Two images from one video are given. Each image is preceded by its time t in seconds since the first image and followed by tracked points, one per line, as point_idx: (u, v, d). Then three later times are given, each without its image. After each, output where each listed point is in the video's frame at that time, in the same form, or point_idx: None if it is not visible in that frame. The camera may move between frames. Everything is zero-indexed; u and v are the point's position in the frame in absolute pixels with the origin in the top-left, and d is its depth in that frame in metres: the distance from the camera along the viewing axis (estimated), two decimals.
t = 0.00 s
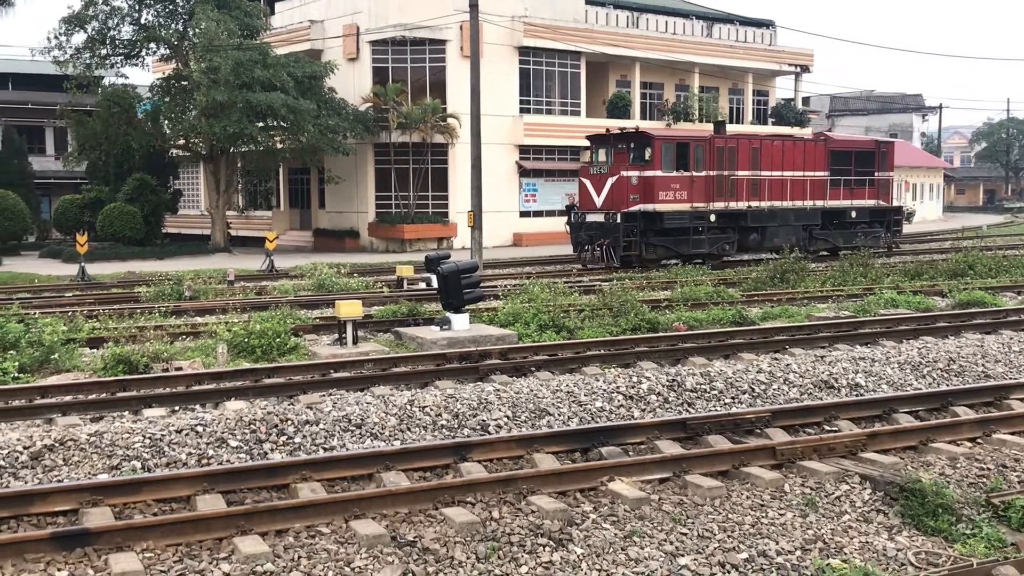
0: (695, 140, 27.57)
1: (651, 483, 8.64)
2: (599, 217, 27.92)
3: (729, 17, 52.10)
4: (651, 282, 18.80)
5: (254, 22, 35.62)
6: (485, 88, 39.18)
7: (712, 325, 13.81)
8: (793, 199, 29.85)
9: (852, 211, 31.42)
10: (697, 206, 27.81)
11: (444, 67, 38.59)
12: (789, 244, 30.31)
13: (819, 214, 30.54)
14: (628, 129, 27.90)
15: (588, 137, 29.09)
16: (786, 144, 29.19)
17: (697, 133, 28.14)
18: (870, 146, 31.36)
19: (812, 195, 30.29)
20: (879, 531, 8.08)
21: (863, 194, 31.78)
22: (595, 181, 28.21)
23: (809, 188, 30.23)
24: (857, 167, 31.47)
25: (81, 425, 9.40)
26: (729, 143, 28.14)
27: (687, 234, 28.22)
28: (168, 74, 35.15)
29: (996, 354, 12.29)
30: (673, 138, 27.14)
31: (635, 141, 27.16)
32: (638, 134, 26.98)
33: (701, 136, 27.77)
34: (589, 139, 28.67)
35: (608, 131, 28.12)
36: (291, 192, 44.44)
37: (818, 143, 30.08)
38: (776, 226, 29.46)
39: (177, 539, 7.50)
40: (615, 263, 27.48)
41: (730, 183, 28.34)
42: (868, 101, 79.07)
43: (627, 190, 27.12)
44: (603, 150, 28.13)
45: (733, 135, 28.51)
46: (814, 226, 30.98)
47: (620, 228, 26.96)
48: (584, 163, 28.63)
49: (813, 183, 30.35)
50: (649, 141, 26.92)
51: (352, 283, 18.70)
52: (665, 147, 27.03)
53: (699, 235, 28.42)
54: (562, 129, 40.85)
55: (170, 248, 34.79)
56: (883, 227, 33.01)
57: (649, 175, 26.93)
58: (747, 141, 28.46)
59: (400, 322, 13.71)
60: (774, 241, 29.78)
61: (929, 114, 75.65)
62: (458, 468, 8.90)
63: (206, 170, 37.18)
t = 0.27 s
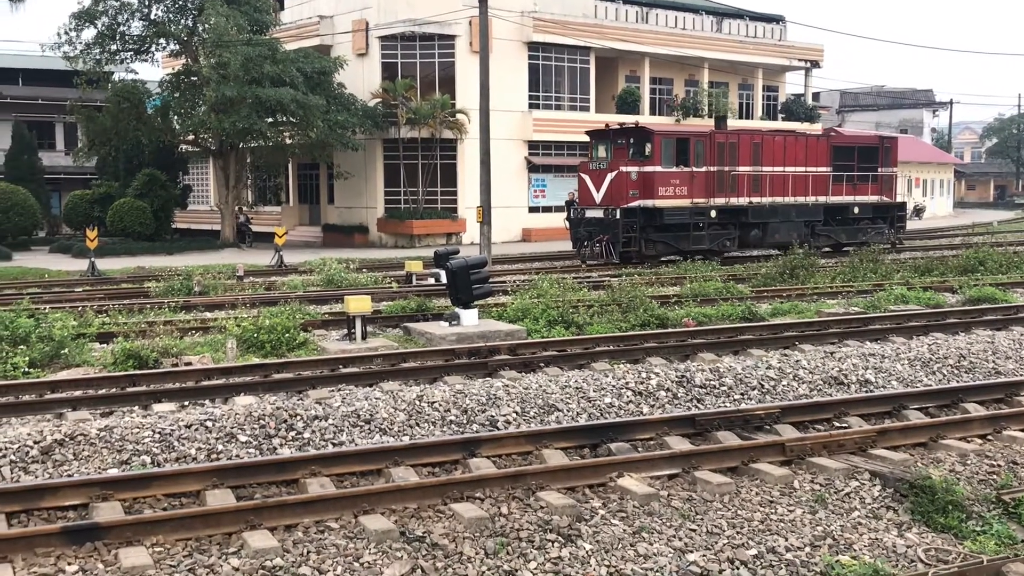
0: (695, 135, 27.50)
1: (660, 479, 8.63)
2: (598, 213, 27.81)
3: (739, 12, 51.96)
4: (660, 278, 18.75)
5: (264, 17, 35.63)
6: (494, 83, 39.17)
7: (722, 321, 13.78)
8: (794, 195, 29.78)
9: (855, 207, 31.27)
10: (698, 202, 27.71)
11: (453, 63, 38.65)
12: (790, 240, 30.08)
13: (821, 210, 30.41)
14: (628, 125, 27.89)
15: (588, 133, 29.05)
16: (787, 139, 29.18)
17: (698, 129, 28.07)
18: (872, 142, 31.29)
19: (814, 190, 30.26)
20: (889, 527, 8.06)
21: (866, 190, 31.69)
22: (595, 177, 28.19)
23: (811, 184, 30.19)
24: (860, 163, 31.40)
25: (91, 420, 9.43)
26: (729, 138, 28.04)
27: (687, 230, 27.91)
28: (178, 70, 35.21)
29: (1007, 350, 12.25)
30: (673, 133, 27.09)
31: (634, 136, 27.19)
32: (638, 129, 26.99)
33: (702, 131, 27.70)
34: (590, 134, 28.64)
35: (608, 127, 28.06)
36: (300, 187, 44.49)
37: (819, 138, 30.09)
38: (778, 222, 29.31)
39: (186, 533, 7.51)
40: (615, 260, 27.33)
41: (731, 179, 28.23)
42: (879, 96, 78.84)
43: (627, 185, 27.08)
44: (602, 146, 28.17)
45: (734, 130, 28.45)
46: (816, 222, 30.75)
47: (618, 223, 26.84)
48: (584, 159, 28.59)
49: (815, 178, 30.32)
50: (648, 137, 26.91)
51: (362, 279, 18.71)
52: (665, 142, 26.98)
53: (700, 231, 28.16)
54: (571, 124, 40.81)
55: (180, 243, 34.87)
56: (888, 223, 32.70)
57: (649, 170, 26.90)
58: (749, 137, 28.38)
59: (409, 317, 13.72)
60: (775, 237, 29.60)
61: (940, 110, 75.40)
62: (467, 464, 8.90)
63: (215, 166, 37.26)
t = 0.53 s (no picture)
0: (693, 132, 27.43)
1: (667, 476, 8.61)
2: (594, 210, 27.87)
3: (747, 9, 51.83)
4: (667, 275, 18.73)
5: (271, 13, 35.57)
6: (501, 80, 39.14)
7: (729, 318, 13.76)
8: (794, 192, 29.51)
9: (855, 204, 31.03)
10: (695, 199, 27.53)
11: (461, 59, 38.58)
12: (790, 238, 29.72)
13: (821, 208, 30.18)
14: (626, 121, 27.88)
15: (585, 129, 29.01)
16: (787, 136, 29.01)
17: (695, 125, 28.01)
18: (873, 138, 31.08)
19: (814, 187, 29.99)
20: (896, 526, 8.04)
21: (866, 187, 31.43)
22: (592, 174, 28.20)
23: (811, 181, 29.94)
24: (861, 160, 31.16)
25: (99, 415, 9.43)
26: (728, 134, 27.96)
27: (684, 228, 27.78)
28: (185, 66, 35.22)
29: (1015, 348, 12.21)
30: (670, 129, 27.03)
31: (631, 133, 27.17)
32: (635, 126, 26.97)
33: (699, 127, 27.65)
34: (587, 131, 28.64)
35: (606, 123, 28.07)
36: (308, 183, 44.53)
37: (819, 135, 29.89)
38: (777, 220, 29.10)
39: (193, 529, 7.52)
40: (612, 257, 27.38)
41: (729, 175, 28.13)
42: (886, 93, 78.61)
43: (624, 182, 27.06)
44: (600, 142, 28.15)
45: (733, 126, 28.35)
46: (816, 220, 30.48)
47: (615, 221, 26.90)
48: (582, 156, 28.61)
49: (816, 175, 30.06)
50: (646, 133, 26.88)
51: (369, 275, 18.71)
52: (662, 139, 26.93)
53: (697, 229, 28.02)
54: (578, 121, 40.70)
55: (189, 239, 34.90)
56: (887, 220, 32.60)
57: (645, 167, 26.86)
58: (747, 133, 28.27)
59: (416, 313, 13.73)
60: (775, 234, 29.33)
61: (948, 107, 75.14)
62: (474, 460, 8.88)
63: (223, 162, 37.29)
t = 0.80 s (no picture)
0: (689, 128, 26.97)
1: (674, 473, 8.60)
2: (590, 207, 27.55)
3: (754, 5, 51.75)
4: (673, 273, 18.70)
5: (278, 10, 35.54)
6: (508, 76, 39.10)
7: (736, 315, 13.75)
8: (792, 189, 29.18)
9: (854, 202, 30.86)
10: (692, 196, 27.17)
11: (467, 56, 38.49)
12: (789, 235, 29.67)
13: (820, 205, 29.95)
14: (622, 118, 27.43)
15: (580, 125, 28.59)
16: (786, 132, 28.54)
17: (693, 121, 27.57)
18: (873, 136, 30.75)
19: (813, 185, 29.66)
20: (904, 524, 8.02)
21: (865, 185, 31.14)
22: (588, 171, 27.85)
23: (810, 178, 29.60)
24: (860, 157, 30.84)
25: (106, 411, 9.45)
26: (725, 131, 27.49)
27: (680, 225, 27.62)
28: (192, 62, 35.25)
29: None
30: (667, 126, 26.57)
31: (627, 129, 26.72)
32: (630, 122, 26.51)
33: (696, 124, 27.20)
34: (582, 127, 28.20)
35: (602, 119, 27.69)
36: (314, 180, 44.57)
37: (819, 132, 29.51)
38: (775, 217, 28.95)
39: (200, 525, 7.54)
40: (608, 254, 27.01)
41: (727, 172, 27.75)
42: (893, 90, 78.46)
43: (619, 178, 26.66)
44: (596, 139, 27.76)
45: (731, 123, 27.87)
46: (815, 217, 30.34)
47: (609, 218, 26.57)
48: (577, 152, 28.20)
49: (814, 172, 29.70)
50: (641, 130, 26.40)
51: (375, 272, 18.73)
52: (658, 135, 26.48)
53: (693, 227, 27.80)
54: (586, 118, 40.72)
55: (195, 235, 34.97)
56: (887, 218, 32.43)
57: (642, 164, 26.43)
58: (745, 130, 27.81)
59: (423, 311, 13.74)
60: (773, 231, 29.25)
61: (955, 104, 74.91)
62: (480, 457, 8.88)
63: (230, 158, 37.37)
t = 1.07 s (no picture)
0: (687, 125, 26.72)
1: (682, 471, 8.60)
2: (586, 205, 27.19)
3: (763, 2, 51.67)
4: (682, 270, 18.66)
5: (287, 7, 35.55)
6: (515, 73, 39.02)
7: (744, 313, 13.72)
8: (791, 187, 28.81)
9: (855, 200, 30.29)
10: (689, 193, 27.04)
11: (475, 53, 38.45)
12: (788, 233, 29.28)
13: (820, 202, 29.45)
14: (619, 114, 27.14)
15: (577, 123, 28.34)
16: (785, 129, 28.18)
17: (691, 118, 27.29)
18: (875, 132, 30.20)
19: (812, 182, 29.22)
20: (912, 522, 8.01)
21: (867, 182, 30.61)
22: (584, 167, 27.54)
23: (809, 175, 29.16)
24: (861, 154, 30.30)
25: (115, 408, 9.46)
26: (723, 128, 27.19)
27: (678, 223, 27.31)
28: (201, 60, 35.30)
29: None
30: (664, 123, 26.34)
31: (624, 126, 26.48)
32: (627, 119, 26.24)
33: (694, 120, 26.94)
34: (579, 124, 27.94)
35: (599, 115, 27.40)
36: (322, 177, 44.63)
37: (819, 128, 29.02)
38: (773, 215, 28.54)
39: (209, 521, 7.56)
40: (604, 252, 26.71)
41: (724, 169, 27.52)
42: (902, 87, 78.22)
43: (616, 176, 26.37)
44: (592, 135, 27.46)
45: (729, 119, 27.55)
46: (814, 215, 29.78)
47: (606, 216, 26.27)
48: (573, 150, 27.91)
49: (814, 169, 29.27)
50: (638, 126, 26.15)
51: (383, 269, 18.74)
52: (655, 132, 26.24)
53: (691, 224, 27.51)
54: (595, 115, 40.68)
55: (203, 232, 35.07)
56: (889, 215, 31.84)
57: (638, 161, 26.16)
58: (744, 126, 27.55)
59: (431, 307, 13.75)
60: (771, 230, 28.82)
61: (965, 101, 74.59)
62: (488, 454, 8.88)
63: (238, 155, 37.45)
